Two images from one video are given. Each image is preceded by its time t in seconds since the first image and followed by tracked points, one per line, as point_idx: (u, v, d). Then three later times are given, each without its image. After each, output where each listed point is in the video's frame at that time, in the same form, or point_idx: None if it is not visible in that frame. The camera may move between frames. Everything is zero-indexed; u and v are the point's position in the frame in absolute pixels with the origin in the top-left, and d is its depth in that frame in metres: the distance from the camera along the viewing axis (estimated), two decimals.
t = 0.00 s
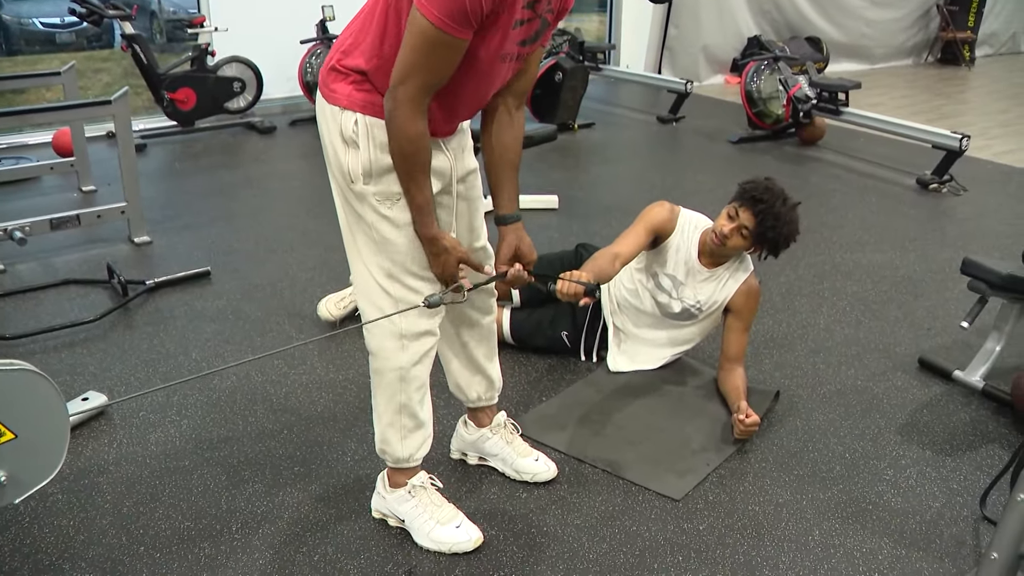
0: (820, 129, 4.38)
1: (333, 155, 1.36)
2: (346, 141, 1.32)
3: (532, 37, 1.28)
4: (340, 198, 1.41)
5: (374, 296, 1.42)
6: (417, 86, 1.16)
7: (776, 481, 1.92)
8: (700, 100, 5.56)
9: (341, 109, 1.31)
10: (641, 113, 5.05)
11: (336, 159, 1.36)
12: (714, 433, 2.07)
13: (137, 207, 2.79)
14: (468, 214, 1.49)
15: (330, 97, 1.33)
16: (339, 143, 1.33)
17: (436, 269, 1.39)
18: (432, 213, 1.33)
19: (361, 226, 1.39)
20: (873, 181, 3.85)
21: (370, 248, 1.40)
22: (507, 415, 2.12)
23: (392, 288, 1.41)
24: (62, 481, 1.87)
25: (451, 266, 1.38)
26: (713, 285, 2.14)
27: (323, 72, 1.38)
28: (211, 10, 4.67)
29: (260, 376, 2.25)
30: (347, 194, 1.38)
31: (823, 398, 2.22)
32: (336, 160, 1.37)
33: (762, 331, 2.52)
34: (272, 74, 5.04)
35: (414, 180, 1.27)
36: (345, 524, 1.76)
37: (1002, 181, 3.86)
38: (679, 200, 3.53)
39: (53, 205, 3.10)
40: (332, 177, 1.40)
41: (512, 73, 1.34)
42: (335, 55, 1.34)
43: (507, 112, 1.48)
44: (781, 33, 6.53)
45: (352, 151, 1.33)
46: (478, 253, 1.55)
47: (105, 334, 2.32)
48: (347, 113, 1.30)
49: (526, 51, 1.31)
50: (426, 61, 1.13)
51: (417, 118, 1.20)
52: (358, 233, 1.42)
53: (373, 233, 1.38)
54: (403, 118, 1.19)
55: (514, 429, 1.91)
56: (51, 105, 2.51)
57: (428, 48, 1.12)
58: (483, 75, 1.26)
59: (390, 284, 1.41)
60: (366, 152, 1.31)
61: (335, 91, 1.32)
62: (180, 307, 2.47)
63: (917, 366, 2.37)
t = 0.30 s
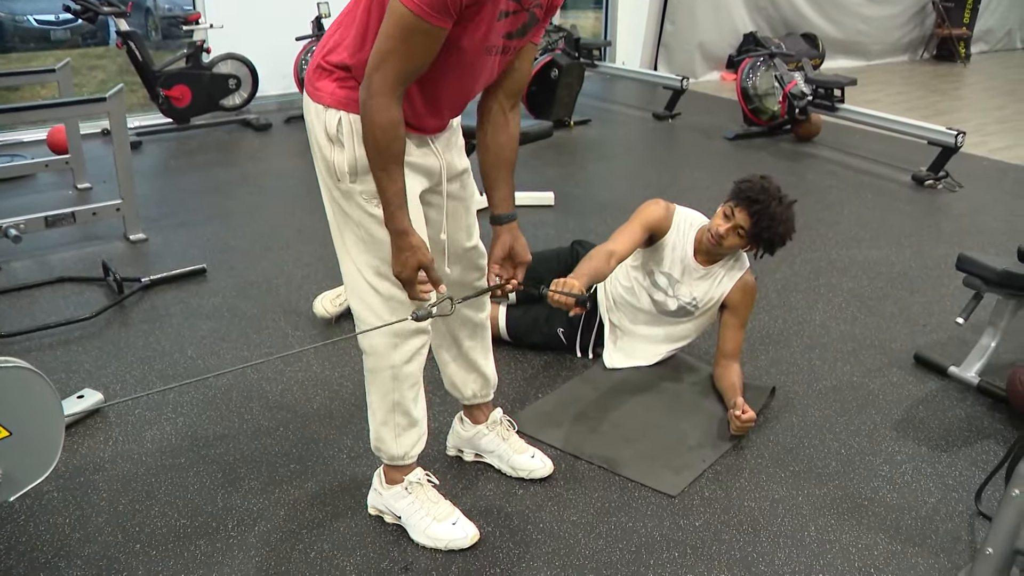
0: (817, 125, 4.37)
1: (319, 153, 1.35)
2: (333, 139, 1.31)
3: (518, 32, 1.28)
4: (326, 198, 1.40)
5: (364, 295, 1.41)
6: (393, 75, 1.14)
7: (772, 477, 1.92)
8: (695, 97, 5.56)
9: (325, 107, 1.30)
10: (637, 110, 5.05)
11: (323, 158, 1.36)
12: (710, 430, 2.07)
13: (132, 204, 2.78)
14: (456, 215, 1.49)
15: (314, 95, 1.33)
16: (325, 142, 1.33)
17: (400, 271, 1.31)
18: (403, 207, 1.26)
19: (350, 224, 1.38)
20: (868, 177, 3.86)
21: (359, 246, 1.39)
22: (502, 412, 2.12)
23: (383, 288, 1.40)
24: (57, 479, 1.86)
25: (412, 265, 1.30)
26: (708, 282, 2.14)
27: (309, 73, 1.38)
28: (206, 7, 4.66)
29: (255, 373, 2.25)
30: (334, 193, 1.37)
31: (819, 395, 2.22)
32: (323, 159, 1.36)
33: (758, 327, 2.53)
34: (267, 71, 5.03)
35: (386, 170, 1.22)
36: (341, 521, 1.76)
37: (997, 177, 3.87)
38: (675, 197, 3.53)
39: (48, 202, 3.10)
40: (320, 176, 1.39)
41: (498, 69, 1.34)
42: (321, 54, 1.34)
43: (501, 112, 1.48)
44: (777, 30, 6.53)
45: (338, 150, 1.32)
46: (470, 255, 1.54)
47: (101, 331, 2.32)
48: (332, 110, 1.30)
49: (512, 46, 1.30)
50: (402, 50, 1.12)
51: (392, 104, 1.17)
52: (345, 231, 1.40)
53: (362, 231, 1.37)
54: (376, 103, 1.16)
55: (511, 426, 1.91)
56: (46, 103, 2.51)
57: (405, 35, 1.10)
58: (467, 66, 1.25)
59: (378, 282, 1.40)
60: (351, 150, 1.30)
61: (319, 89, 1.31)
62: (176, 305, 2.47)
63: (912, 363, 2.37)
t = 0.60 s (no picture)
0: (813, 123, 4.41)
1: (300, 160, 1.33)
2: (312, 144, 1.29)
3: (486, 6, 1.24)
4: (307, 206, 1.39)
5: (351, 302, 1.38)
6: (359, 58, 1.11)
7: (768, 474, 1.92)
8: (692, 94, 5.56)
9: (300, 112, 1.28)
10: (633, 107, 5.06)
11: (304, 165, 1.34)
12: (707, 427, 2.07)
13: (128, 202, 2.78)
14: (441, 220, 1.49)
15: (289, 100, 1.30)
16: (304, 148, 1.31)
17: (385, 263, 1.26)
18: (383, 193, 1.22)
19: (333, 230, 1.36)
20: (865, 174, 3.86)
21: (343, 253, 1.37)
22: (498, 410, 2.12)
23: (369, 294, 1.38)
24: (53, 478, 1.86)
25: (401, 253, 1.26)
26: (706, 281, 2.14)
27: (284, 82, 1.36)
28: (202, 4, 4.66)
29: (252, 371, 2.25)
30: (316, 200, 1.35)
31: (815, 392, 2.22)
32: (304, 167, 1.34)
33: (755, 324, 2.53)
34: (264, 69, 5.03)
35: (363, 156, 1.18)
36: (337, 518, 1.76)
37: (993, 174, 3.87)
38: (671, 194, 3.54)
39: (44, 200, 3.09)
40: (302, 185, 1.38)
41: (473, 44, 1.31)
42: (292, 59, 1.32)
43: (480, 102, 1.47)
44: (773, 27, 6.53)
45: (317, 154, 1.30)
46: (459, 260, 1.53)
47: (97, 329, 2.32)
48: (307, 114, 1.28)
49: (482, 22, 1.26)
50: (363, 30, 1.08)
51: (362, 85, 1.13)
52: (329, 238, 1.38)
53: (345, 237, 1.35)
54: (346, 87, 1.12)
55: (507, 423, 1.90)
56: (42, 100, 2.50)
57: (365, 12, 1.07)
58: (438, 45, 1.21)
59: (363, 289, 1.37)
60: (329, 152, 1.28)
61: (293, 93, 1.29)
62: (172, 303, 2.47)
63: (909, 359, 2.38)
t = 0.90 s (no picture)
0: (810, 121, 4.41)
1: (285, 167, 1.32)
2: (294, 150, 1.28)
3: None
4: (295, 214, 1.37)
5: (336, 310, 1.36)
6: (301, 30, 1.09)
7: (765, 471, 1.92)
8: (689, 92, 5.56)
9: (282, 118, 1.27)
10: (631, 105, 5.06)
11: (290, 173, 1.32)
12: (705, 425, 2.07)
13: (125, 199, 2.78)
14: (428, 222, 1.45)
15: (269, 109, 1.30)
16: (286, 155, 1.30)
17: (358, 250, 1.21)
18: (349, 173, 1.18)
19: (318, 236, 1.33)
20: (862, 172, 3.86)
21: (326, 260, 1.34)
22: (496, 408, 2.12)
23: (354, 301, 1.35)
24: (50, 476, 1.86)
25: (377, 233, 1.19)
26: (702, 282, 2.14)
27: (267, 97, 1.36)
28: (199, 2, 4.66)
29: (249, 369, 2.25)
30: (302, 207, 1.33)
31: (813, 389, 2.23)
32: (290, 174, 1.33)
33: (752, 321, 2.53)
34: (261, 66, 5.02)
35: (323, 137, 1.15)
36: (335, 516, 1.76)
37: (990, 171, 3.87)
38: (669, 192, 3.54)
39: (41, 198, 3.09)
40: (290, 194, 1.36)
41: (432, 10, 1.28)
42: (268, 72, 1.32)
43: (450, 51, 1.47)
44: (771, 25, 6.54)
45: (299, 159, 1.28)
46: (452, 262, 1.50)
47: (95, 327, 2.32)
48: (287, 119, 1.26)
49: None
50: None
51: (309, 60, 1.11)
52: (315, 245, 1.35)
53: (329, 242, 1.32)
54: (295, 65, 1.10)
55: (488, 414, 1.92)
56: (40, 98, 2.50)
57: None
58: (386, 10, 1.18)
59: (348, 295, 1.34)
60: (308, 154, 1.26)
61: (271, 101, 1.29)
62: (169, 301, 2.47)
63: (906, 356, 2.38)
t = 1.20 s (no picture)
0: (806, 118, 4.41)
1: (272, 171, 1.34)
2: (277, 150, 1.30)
3: None
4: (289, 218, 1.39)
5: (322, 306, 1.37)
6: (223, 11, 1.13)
7: (762, 468, 1.93)
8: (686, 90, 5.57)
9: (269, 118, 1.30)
10: (627, 103, 5.06)
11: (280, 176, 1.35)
12: (701, 422, 2.08)
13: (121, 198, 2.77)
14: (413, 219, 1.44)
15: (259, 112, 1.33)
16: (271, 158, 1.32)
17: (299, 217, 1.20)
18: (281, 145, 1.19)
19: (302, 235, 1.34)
20: (859, 169, 3.86)
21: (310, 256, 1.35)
22: (492, 405, 2.13)
23: (338, 297, 1.35)
24: (46, 475, 1.86)
25: (308, 196, 1.18)
26: (699, 277, 2.14)
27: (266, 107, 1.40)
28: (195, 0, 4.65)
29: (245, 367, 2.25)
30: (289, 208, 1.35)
31: (809, 386, 2.23)
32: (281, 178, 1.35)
33: (749, 319, 2.53)
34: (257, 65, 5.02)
35: (252, 114, 1.18)
36: (331, 514, 1.76)
37: (986, 169, 3.88)
38: (665, 189, 3.54)
39: (37, 197, 3.08)
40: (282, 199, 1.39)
41: None
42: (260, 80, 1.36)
43: (418, 27, 1.51)
44: (767, 23, 6.54)
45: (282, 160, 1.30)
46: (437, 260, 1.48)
47: (91, 326, 2.31)
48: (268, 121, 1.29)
49: None
50: None
51: (234, 40, 1.15)
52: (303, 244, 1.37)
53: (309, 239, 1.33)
54: (222, 43, 1.14)
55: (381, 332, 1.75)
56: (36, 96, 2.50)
57: None
58: None
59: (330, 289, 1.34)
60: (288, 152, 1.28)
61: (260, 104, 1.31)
62: (165, 299, 2.47)
63: (903, 353, 2.38)
